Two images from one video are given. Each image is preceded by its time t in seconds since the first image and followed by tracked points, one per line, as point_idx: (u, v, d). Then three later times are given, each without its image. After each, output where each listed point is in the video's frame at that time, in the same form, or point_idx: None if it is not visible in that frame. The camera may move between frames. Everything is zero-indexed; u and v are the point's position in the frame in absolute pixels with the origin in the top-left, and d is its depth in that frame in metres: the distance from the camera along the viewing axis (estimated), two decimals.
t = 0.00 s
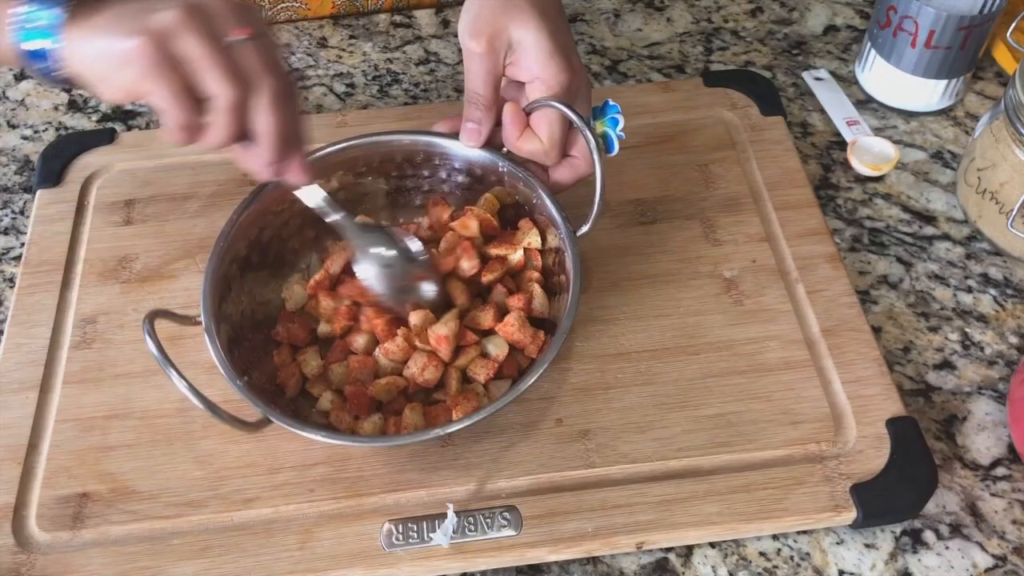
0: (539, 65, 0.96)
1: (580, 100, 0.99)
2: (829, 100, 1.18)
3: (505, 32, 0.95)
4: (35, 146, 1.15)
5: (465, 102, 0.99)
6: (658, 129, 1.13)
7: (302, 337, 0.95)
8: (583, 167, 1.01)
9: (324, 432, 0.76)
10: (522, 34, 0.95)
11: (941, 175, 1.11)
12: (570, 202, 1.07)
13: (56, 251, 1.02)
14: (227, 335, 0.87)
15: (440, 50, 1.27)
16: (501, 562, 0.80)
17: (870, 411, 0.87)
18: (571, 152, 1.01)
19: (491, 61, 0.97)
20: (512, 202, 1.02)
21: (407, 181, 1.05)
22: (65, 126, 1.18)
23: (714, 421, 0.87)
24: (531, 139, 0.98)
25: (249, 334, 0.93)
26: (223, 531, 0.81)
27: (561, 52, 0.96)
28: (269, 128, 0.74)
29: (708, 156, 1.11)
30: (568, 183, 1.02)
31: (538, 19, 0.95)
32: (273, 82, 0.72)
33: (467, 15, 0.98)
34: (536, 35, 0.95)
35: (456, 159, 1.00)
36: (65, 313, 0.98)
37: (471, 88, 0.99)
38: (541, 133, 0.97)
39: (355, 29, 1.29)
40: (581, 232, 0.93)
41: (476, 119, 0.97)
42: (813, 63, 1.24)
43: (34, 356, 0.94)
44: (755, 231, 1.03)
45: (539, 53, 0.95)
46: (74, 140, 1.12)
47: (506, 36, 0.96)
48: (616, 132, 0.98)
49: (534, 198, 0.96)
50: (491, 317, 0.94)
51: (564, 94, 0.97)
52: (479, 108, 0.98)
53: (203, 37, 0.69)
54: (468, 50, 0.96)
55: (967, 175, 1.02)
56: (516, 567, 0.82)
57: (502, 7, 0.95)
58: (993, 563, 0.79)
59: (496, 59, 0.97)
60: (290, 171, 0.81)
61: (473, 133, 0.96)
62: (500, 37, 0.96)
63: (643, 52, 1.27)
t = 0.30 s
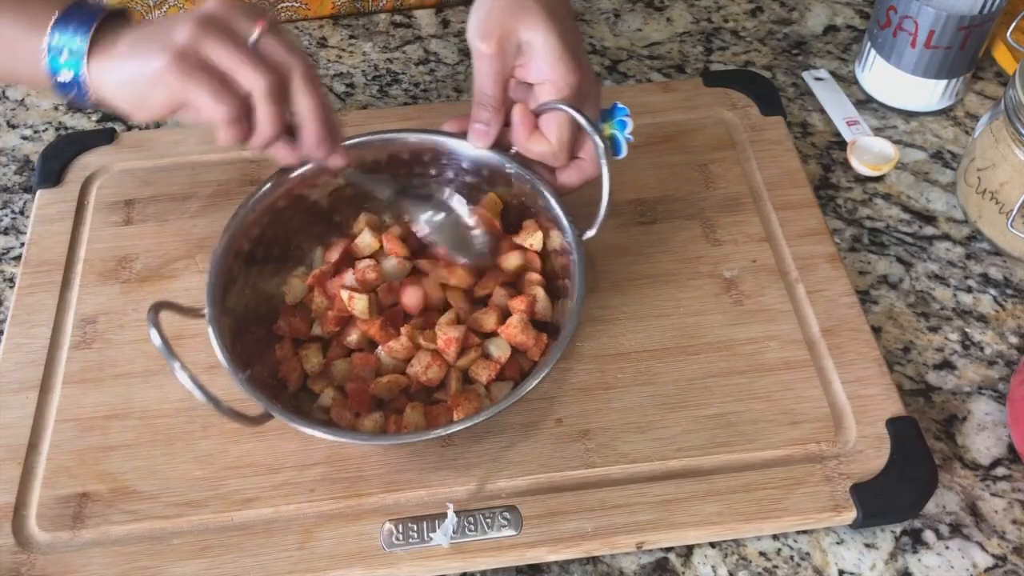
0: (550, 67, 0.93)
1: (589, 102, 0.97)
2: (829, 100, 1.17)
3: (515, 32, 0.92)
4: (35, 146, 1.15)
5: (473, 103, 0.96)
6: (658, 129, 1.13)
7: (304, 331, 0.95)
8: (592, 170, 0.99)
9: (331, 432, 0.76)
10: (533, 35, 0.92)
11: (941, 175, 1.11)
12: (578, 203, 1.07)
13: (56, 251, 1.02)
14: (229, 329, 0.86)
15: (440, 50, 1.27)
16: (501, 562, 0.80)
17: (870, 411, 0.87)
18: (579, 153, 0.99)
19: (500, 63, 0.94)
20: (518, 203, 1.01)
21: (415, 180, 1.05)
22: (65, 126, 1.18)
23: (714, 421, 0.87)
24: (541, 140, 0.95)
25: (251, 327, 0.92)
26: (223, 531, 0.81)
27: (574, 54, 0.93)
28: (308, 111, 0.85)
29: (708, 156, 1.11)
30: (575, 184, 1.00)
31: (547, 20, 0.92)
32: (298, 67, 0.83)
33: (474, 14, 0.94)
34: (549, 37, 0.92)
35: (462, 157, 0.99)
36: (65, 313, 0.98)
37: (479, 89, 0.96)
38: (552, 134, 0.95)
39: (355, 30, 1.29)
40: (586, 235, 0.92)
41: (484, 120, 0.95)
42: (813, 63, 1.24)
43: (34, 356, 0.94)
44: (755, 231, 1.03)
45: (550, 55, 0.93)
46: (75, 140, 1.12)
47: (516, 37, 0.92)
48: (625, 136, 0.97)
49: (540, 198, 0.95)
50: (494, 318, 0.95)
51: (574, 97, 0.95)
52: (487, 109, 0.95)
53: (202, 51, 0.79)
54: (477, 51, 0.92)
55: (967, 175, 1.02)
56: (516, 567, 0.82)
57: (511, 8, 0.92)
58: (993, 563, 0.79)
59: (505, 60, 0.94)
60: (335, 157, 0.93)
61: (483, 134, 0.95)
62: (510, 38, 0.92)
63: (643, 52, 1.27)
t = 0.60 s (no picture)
0: (576, 76, 0.98)
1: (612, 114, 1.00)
2: (829, 100, 1.17)
3: (541, 43, 0.97)
4: (35, 146, 1.15)
5: (499, 109, 0.98)
6: (658, 129, 1.13)
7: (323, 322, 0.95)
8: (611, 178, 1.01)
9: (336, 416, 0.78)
10: (559, 46, 0.97)
11: (941, 175, 1.11)
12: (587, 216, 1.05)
13: (56, 251, 1.02)
14: (246, 317, 0.89)
15: (440, 50, 1.27)
16: (501, 562, 0.80)
17: (870, 411, 0.88)
18: (600, 163, 1.01)
19: (527, 72, 0.98)
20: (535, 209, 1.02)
21: (439, 184, 1.05)
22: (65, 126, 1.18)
23: (714, 421, 0.87)
24: (563, 147, 0.98)
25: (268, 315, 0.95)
26: (224, 531, 0.81)
27: (598, 65, 0.98)
28: (168, 117, 0.77)
29: (708, 156, 1.11)
30: (594, 193, 1.01)
31: (574, 32, 0.97)
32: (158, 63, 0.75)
33: (501, 31, 0.99)
34: (575, 46, 0.97)
35: (475, 162, 1.00)
36: (65, 313, 0.98)
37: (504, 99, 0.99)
38: (574, 141, 0.97)
39: (355, 29, 1.29)
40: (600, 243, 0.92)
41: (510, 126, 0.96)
42: (813, 63, 1.24)
43: (34, 356, 0.94)
44: (755, 231, 1.03)
45: (576, 63, 0.97)
46: (75, 140, 1.12)
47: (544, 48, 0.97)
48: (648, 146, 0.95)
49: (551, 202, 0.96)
50: (503, 317, 0.94)
51: (598, 106, 0.98)
52: (511, 116, 0.97)
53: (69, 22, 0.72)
54: (505, 60, 0.97)
55: (967, 175, 1.02)
56: (516, 567, 0.82)
57: (539, 20, 0.97)
58: (993, 563, 0.80)
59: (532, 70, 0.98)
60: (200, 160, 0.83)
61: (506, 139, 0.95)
62: (536, 48, 0.97)
63: (643, 52, 1.27)
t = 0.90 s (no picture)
0: (584, 82, 0.97)
1: (621, 119, 0.99)
2: (829, 100, 1.17)
3: (550, 48, 0.97)
4: (35, 146, 1.15)
5: (506, 115, 0.99)
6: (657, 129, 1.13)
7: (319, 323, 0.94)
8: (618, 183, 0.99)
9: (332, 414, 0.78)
10: (568, 52, 0.96)
11: (941, 175, 1.11)
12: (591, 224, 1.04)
13: (56, 251, 1.02)
14: (248, 313, 0.90)
15: (440, 50, 1.27)
16: (501, 562, 0.80)
17: (870, 411, 0.88)
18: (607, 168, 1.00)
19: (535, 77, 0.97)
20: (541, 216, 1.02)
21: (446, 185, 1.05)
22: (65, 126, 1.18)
23: (714, 422, 0.88)
24: (569, 153, 0.98)
25: (270, 313, 0.96)
26: (223, 530, 0.80)
27: (608, 71, 0.97)
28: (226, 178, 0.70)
29: (708, 156, 1.11)
30: (600, 200, 1.01)
31: (584, 37, 0.96)
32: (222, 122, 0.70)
33: (511, 35, 0.99)
34: (583, 53, 0.95)
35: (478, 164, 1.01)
36: (65, 313, 0.98)
37: (513, 102, 1.00)
38: (580, 148, 0.97)
39: (355, 29, 1.29)
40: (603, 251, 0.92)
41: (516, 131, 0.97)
42: (813, 63, 1.24)
43: (34, 356, 0.94)
44: (755, 231, 1.03)
45: (583, 70, 0.96)
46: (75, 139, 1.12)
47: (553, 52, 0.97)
48: (655, 153, 0.99)
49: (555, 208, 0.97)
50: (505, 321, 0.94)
51: (606, 113, 0.97)
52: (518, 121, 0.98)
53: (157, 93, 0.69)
54: (513, 65, 0.98)
55: (967, 175, 1.02)
56: (516, 567, 0.81)
57: (549, 25, 0.97)
58: (993, 563, 0.80)
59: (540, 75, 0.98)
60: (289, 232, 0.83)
61: (511, 144, 0.96)
62: (545, 53, 0.97)
63: (643, 52, 1.27)
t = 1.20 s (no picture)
0: (601, 93, 0.97)
1: (638, 131, 0.99)
2: (829, 100, 1.17)
3: (567, 57, 0.97)
4: (35, 146, 1.15)
5: (522, 124, 0.99)
6: (657, 129, 1.13)
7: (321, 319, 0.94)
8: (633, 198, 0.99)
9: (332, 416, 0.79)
10: (586, 61, 0.96)
11: (941, 175, 1.11)
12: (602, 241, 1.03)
13: (56, 251, 1.02)
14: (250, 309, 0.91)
15: (440, 50, 1.27)
16: (501, 562, 0.80)
17: (870, 411, 0.88)
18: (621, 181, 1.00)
19: (552, 87, 0.97)
20: (552, 225, 1.01)
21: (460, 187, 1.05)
22: (65, 126, 1.18)
23: (714, 422, 0.88)
24: (585, 166, 0.97)
25: (275, 306, 0.97)
26: (223, 531, 0.80)
27: (625, 83, 0.97)
28: (215, 136, 0.81)
29: (708, 156, 1.11)
30: (613, 213, 1.01)
31: (601, 47, 0.97)
32: (206, 84, 0.80)
33: (528, 44, 0.99)
34: (601, 64, 0.96)
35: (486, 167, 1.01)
36: (65, 312, 0.98)
37: (528, 111, 0.99)
38: (595, 160, 0.96)
39: (355, 29, 1.29)
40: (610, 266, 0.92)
41: (531, 141, 0.97)
42: (813, 63, 1.24)
43: (34, 356, 0.94)
44: (755, 231, 1.03)
45: (600, 81, 0.96)
46: (75, 139, 1.12)
47: (570, 63, 0.97)
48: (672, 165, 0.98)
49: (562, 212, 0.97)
50: (507, 330, 0.93)
51: (623, 125, 0.97)
52: (534, 131, 0.98)
53: (125, 49, 0.78)
54: (530, 74, 0.97)
55: (967, 175, 1.02)
56: (516, 567, 0.81)
57: (565, 34, 0.97)
58: (993, 563, 0.80)
59: (557, 85, 0.97)
60: (247, 175, 0.87)
61: (527, 154, 0.96)
62: (562, 62, 0.97)
63: (643, 52, 1.27)
